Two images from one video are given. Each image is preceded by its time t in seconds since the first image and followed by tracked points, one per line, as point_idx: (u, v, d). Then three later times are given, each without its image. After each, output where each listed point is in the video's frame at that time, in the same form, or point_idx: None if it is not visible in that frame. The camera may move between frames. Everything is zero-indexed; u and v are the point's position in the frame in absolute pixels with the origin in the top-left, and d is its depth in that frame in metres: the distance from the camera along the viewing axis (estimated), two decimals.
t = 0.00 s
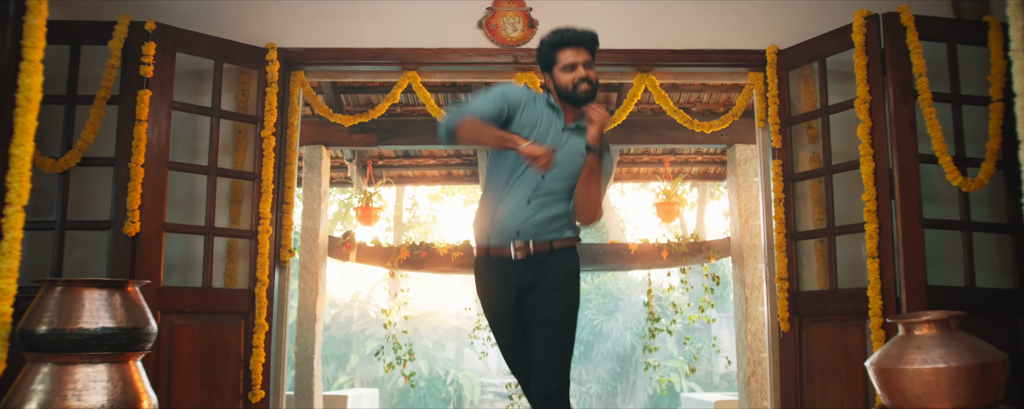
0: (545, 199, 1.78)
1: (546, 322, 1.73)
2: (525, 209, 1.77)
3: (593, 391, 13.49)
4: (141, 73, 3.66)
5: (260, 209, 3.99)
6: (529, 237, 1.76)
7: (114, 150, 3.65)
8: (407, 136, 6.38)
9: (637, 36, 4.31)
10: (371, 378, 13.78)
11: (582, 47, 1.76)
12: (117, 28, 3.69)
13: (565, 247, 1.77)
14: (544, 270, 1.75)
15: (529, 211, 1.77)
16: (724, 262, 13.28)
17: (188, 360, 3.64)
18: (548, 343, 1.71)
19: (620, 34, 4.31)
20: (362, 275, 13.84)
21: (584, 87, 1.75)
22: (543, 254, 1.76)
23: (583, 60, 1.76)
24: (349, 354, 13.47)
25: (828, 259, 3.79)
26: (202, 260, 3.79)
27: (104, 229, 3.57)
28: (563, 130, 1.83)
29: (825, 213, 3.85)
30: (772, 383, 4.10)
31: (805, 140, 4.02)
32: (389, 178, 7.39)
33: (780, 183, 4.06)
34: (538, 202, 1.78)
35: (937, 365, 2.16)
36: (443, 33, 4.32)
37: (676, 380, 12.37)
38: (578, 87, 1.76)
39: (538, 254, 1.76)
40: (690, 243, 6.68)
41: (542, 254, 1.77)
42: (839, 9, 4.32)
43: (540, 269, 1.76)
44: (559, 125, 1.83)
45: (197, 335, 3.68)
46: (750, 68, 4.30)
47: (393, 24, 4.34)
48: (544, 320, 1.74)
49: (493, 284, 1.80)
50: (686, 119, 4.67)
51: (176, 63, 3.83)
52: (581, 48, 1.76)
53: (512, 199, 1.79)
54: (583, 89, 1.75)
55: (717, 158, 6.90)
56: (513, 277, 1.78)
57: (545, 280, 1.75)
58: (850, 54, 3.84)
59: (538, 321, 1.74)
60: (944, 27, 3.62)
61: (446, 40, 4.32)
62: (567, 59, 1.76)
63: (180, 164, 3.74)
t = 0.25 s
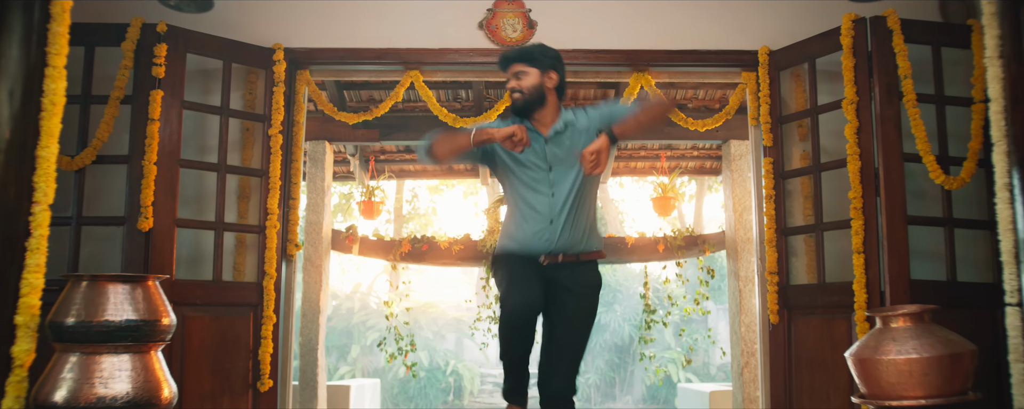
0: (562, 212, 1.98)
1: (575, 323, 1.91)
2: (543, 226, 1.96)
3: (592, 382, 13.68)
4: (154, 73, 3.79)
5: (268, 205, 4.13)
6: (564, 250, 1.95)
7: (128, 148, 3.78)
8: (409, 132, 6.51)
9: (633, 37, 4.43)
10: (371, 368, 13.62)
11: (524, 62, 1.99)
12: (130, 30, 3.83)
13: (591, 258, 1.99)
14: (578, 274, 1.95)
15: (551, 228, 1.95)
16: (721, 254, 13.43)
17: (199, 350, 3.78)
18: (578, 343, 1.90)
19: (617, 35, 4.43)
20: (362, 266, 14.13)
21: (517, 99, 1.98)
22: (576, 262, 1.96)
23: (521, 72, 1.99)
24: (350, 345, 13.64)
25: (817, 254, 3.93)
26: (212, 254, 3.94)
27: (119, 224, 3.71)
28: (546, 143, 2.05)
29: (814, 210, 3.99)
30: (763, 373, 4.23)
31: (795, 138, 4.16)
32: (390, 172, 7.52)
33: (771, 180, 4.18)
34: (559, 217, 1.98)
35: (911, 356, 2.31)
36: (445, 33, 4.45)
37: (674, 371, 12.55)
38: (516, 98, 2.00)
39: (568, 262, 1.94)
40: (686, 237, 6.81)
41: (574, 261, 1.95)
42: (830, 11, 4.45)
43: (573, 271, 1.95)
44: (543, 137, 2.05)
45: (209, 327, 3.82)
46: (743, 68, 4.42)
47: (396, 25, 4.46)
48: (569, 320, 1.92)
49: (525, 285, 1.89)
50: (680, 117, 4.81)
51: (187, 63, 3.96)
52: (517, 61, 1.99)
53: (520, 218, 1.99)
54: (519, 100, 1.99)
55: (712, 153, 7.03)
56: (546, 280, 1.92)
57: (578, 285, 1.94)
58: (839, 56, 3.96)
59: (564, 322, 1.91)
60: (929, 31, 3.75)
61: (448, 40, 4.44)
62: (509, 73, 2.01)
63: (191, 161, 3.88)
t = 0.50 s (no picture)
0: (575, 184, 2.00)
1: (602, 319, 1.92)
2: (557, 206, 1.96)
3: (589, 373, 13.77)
4: (166, 75, 3.94)
5: (276, 201, 4.28)
6: (590, 230, 1.96)
7: (141, 147, 3.93)
8: (410, 128, 6.65)
9: (629, 38, 4.58)
10: (372, 359, 13.92)
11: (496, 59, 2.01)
12: (143, 33, 3.98)
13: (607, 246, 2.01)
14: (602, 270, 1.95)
15: (569, 203, 1.96)
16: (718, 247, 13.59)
17: (211, 342, 3.93)
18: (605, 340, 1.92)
19: (613, 36, 4.58)
20: (363, 258, 14.26)
21: (497, 98, 2.00)
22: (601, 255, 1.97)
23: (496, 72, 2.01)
24: (352, 336, 13.82)
25: (804, 248, 4.09)
26: (223, 249, 4.10)
27: (133, 221, 3.86)
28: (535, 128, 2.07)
29: (802, 206, 4.15)
30: (753, 362, 4.40)
31: (784, 137, 4.31)
32: (392, 167, 7.67)
33: (761, 177, 4.34)
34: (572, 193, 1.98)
35: (883, 346, 2.48)
36: (446, 35, 4.59)
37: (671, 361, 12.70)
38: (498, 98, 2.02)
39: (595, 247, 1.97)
40: (681, 231, 6.97)
41: (597, 250, 1.97)
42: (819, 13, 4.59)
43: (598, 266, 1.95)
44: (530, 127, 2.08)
45: (220, 319, 3.98)
46: (734, 68, 4.57)
47: (399, 26, 4.60)
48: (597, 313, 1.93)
49: (558, 283, 1.89)
50: (674, 116, 4.97)
51: (197, 65, 4.10)
52: (489, 60, 2.01)
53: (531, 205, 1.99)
54: (501, 99, 2.01)
55: (707, 148, 7.18)
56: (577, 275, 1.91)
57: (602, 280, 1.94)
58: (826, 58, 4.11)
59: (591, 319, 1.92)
60: (912, 34, 3.90)
61: (449, 41, 4.58)
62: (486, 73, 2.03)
63: (201, 159, 4.02)
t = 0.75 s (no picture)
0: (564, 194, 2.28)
1: (590, 306, 2.18)
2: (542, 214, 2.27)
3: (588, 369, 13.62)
4: (181, 82, 4.11)
5: (286, 203, 4.45)
6: (572, 232, 2.25)
7: (158, 151, 4.10)
8: (414, 129, 6.81)
9: (626, 44, 4.73)
10: (375, 355, 13.95)
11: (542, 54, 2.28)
12: (159, 42, 4.15)
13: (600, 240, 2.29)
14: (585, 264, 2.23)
15: (557, 209, 2.26)
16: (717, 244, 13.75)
17: (225, 338, 4.11)
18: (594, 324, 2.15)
19: (611, 43, 4.74)
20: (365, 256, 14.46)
21: (549, 86, 2.24)
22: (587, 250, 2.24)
23: (545, 63, 2.26)
24: (355, 332, 14.01)
25: (795, 247, 4.25)
26: (236, 248, 4.27)
27: (151, 222, 4.03)
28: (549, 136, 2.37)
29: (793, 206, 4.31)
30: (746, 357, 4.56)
31: (776, 140, 4.48)
32: (396, 167, 7.83)
33: (752, 179, 4.49)
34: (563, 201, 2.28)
35: (862, 340, 2.66)
36: (449, 41, 4.75)
37: (670, 356, 12.83)
38: (546, 88, 2.26)
39: (582, 243, 2.25)
40: (678, 229, 7.13)
41: (582, 247, 2.25)
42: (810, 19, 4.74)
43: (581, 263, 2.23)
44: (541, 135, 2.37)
45: (233, 316, 4.15)
46: (729, 73, 4.72)
47: (403, 33, 4.76)
48: (584, 303, 2.19)
49: (539, 280, 2.21)
50: (670, 119, 5.13)
51: (211, 72, 4.26)
52: (538, 54, 2.27)
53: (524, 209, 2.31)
54: (550, 88, 2.25)
55: (704, 148, 7.34)
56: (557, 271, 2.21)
57: (586, 274, 2.22)
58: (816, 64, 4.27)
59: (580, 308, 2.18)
60: (897, 42, 4.06)
61: (452, 47, 4.74)
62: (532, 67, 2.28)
63: (215, 163, 4.19)
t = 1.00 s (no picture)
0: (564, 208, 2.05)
1: (584, 320, 1.95)
2: (542, 224, 2.05)
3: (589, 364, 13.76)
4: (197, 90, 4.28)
5: (297, 205, 4.63)
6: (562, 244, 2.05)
7: (175, 156, 4.28)
8: (418, 131, 6.97)
9: (624, 51, 4.90)
10: (378, 352, 14.00)
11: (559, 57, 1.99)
12: (176, 51, 4.32)
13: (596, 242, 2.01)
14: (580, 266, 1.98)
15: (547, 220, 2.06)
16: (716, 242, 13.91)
17: (239, 335, 4.28)
18: (588, 338, 1.94)
19: (610, 50, 4.90)
20: (369, 254, 14.72)
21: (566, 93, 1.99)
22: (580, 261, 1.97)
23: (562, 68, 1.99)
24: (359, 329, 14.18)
25: (786, 247, 4.42)
26: (248, 249, 4.44)
27: (168, 224, 4.20)
28: (561, 137, 2.10)
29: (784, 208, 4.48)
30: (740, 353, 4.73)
31: (769, 144, 4.65)
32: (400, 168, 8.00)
33: (747, 182, 4.67)
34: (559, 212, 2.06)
35: (843, 337, 2.83)
36: (453, 48, 4.91)
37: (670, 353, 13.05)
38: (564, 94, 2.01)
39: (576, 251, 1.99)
40: (676, 229, 7.29)
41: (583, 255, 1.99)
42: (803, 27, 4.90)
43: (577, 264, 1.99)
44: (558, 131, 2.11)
45: (247, 314, 4.33)
46: (724, 79, 4.88)
47: (409, 41, 4.92)
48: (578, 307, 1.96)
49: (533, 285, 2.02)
50: (666, 124, 5.30)
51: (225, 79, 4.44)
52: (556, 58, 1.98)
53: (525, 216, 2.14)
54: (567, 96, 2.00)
55: (702, 150, 7.50)
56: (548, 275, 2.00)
57: (583, 278, 1.97)
58: (807, 72, 4.44)
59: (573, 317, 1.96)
60: (885, 50, 4.22)
61: (456, 54, 4.90)
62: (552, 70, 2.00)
63: (229, 167, 4.37)
